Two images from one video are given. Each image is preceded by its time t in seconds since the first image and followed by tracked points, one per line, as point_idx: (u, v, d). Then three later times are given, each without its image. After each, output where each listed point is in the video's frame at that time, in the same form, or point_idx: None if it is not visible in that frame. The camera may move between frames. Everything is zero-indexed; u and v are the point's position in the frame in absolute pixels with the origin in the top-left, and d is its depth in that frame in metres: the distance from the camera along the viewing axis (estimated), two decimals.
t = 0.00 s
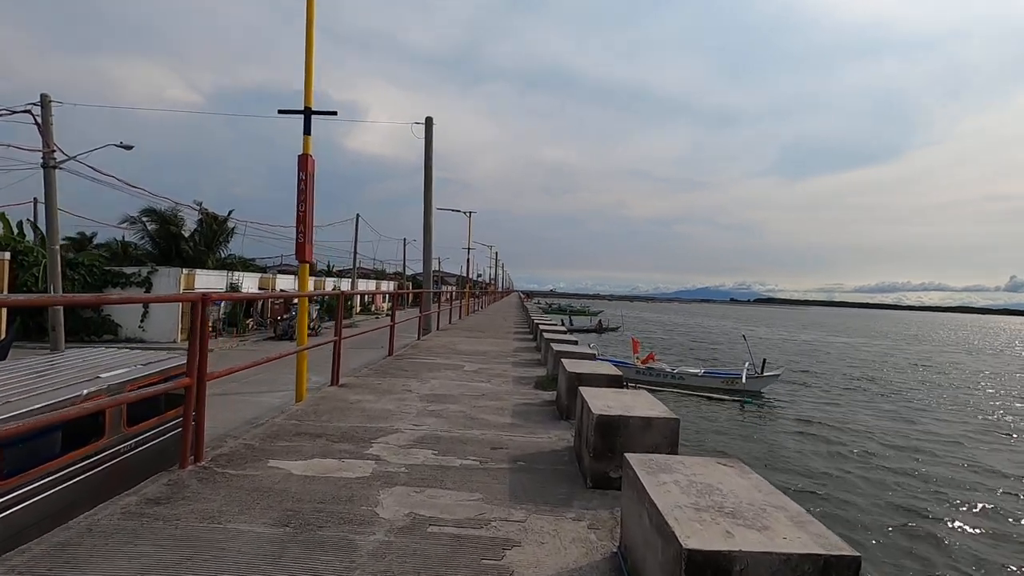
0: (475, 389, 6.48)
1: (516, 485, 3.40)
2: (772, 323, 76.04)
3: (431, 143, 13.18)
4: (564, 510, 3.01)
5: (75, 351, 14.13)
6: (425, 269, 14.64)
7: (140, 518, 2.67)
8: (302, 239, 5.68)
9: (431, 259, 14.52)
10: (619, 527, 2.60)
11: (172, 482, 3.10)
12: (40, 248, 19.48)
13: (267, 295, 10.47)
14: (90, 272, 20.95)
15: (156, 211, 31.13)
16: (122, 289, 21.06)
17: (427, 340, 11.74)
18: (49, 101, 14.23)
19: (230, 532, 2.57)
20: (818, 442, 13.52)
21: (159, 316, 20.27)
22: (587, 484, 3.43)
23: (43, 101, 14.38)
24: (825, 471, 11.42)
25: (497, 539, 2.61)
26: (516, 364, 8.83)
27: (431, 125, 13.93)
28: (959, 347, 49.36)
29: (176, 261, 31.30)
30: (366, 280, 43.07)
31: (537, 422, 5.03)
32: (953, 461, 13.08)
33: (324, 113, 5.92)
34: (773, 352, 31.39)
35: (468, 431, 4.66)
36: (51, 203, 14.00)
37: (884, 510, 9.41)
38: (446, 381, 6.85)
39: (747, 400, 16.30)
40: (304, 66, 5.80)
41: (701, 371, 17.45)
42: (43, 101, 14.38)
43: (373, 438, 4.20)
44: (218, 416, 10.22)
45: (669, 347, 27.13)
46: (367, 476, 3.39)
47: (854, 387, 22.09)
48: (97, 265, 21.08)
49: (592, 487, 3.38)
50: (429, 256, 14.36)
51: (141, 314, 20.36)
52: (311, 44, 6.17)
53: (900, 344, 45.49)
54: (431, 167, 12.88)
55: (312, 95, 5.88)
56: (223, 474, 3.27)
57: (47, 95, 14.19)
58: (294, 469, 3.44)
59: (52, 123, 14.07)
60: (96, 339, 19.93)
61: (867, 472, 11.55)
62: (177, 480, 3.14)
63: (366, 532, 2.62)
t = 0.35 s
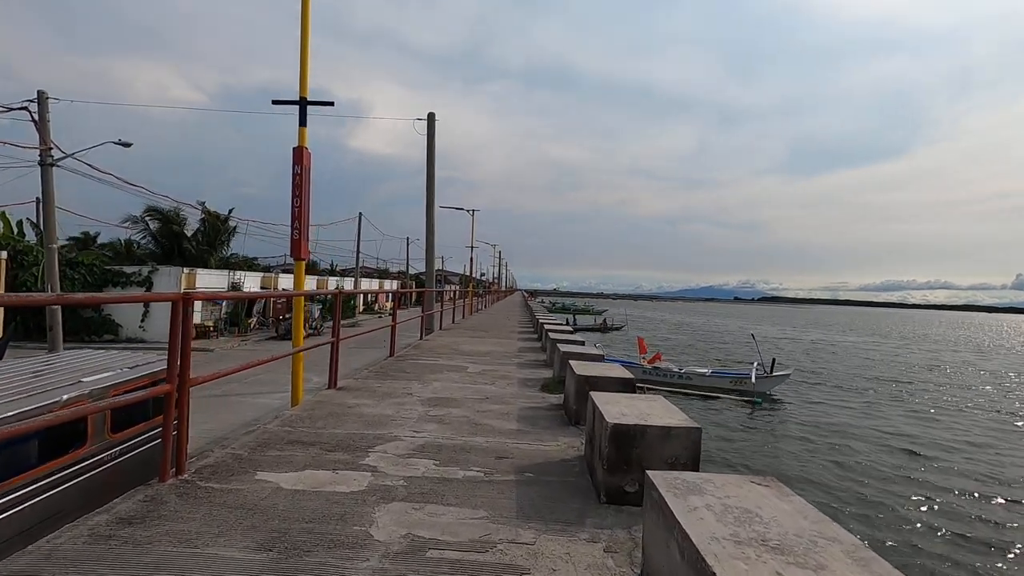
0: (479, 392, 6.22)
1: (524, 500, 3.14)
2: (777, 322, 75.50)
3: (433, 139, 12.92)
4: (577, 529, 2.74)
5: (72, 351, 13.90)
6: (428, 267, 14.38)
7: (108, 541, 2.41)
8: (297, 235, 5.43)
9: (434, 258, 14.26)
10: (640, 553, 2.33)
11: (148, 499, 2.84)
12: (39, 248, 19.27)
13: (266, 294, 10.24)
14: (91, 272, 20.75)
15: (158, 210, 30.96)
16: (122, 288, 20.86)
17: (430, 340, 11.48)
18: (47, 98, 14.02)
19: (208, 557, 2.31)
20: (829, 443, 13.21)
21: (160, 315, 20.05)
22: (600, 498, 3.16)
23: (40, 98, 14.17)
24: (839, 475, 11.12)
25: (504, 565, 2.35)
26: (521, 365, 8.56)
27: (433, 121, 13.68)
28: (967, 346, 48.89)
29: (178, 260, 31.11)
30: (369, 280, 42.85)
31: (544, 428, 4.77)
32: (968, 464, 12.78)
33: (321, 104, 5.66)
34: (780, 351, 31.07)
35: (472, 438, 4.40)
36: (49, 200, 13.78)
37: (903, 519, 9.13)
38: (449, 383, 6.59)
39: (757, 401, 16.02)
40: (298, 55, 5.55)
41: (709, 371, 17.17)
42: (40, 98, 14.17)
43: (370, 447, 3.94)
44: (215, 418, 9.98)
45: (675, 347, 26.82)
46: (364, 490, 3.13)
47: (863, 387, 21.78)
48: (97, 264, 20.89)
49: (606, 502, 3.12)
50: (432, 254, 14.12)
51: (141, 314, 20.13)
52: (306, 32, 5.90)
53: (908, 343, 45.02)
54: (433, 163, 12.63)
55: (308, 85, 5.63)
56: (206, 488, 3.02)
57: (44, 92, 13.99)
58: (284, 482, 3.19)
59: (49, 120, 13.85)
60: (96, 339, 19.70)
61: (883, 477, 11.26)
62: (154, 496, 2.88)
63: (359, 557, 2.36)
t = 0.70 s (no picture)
0: (482, 398, 5.96)
1: (533, 521, 2.88)
2: (781, 321, 75.06)
3: (434, 137, 12.68)
4: (592, 557, 2.48)
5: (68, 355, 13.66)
6: (429, 268, 14.13)
7: None
8: (291, 235, 5.17)
9: (435, 258, 14.01)
10: None
11: (121, 523, 2.59)
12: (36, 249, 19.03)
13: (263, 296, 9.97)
14: (89, 274, 20.52)
15: (158, 210, 30.76)
16: (120, 290, 20.62)
17: (431, 343, 11.21)
18: (41, 97, 13.79)
19: None
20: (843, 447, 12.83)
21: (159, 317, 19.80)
22: (616, 519, 2.90)
23: (35, 97, 13.93)
24: (855, 481, 10.74)
25: None
26: (524, 368, 8.30)
27: (434, 119, 13.43)
28: (973, 345, 48.47)
29: (178, 261, 30.90)
30: (371, 281, 42.62)
31: (552, 437, 4.50)
32: (985, 466, 12.44)
33: (316, 97, 5.41)
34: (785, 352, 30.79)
35: (475, 449, 4.14)
36: (44, 201, 13.55)
37: (924, 529, 8.75)
38: (451, 389, 6.32)
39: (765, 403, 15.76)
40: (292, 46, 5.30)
41: (715, 373, 16.89)
42: (35, 98, 13.93)
43: (366, 460, 3.68)
44: (212, 422, 9.72)
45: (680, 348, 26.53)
46: (358, 511, 2.88)
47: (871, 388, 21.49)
48: (96, 266, 20.66)
49: (622, 524, 2.86)
50: (433, 255, 13.88)
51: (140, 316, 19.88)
52: (300, 22, 5.65)
53: (914, 342, 44.64)
54: (434, 162, 12.38)
55: (301, 77, 5.38)
56: (185, 510, 2.76)
57: (39, 91, 13.75)
58: (271, 502, 2.94)
59: (44, 119, 13.62)
60: (95, 342, 19.46)
61: (901, 483, 10.88)
62: (128, 520, 2.63)
63: None
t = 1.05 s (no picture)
0: (480, 403, 5.70)
1: (534, 544, 2.61)
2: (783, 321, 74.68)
3: (432, 134, 12.41)
4: None
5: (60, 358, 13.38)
6: (428, 268, 13.85)
7: None
8: (279, 231, 4.91)
9: (434, 258, 13.74)
10: None
11: (75, 551, 2.33)
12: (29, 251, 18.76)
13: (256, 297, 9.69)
14: (84, 276, 20.25)
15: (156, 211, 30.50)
16: (115, 292, 20.34)
17: (430, 344, 10.94)
18: (32, 95, 13.52)
19: None
20: (853, 450, 12.46)
21: (154, 320, 19.52)
22: (625, 541, 2.63)
23: (25, 95, 13.66)
24: (867, 483, 10.36)
25: None
26: (525, 371, 8.02)
27: (432, 117, 13.18)
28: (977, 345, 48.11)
29: (176, 262, 30.63)
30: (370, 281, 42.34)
31: (554, 447, 4.23)
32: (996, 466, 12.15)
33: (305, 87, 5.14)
34: (788, 352, 30.51)
35: (472, 460, 3.88)
36: (34, 202, 13.28)
37: (943, 529, 8.38)
38: (447, 393, 6.05)
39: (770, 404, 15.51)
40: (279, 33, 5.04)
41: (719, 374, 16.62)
42: (25, 96, 13.67)
43: (354, 474, 3.42)
44: (204, 427, 9.45)
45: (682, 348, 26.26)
46: (342, 533, 2.61)
47: (876, 389, 21.17)
48: (90, 268, 20.39)
49: (633, 546, 2.59)
50: (432, 255, 13.60)
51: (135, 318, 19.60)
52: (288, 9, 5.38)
53: (919, 342, 44.28)
54: (432, 160, 12.14)
55: (289, 67, 5.11)
56: (150, 535, 2.50)
57: (29, 89, 13.49)
58: (246, 523, 2.67)
59: (35, 117, 13.36)
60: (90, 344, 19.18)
61: (914, 484, 10.52)
62: (83, 546, 2.37)
63: None
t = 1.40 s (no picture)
0: (478, 412, 5.43)
1: None
2: (783, 322, 74.40)
3: (429, 133, 12.17)
4: None
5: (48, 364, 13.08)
6: (425, 269, 13.59)
7: None
8: (262, 232, 4.63)
9: (431, 259, 13.46)
10: None
11: None
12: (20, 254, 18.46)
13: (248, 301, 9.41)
14: (76, 279, 19.95)
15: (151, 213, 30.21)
16: (109, 295, 20.04)
17: (426, 349, 10.65)
18: (19, 95, 13.24)
19: None
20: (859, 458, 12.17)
21: (148, 323, 19.21)
22: None
23: (13, 95, 13.39)
24: (874, 493, 10.07)
25: None
26: (524, 376, 7.75)
27: (428, 115, 12.92)
28: (978, 345, 47.89)
29: (171, 265, 30.33)
30: (368, 283, 42.02)
31: (556, 462, 3.96)
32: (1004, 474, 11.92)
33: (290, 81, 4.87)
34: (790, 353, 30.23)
35: (468, 477, 3.61)
36: (22, 203, 12.99)
37: (954, 544, 8.09)
38: (443, 401, 5.77)
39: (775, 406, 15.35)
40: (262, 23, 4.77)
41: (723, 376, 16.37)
42: (13, 95, 13.39)
43: (339, 496, 3.16)
44: (194, 435, 9.16)
45: (684, 350, 25.95)
46: (321, 568, 2.35)
47: (881, 391, 20.87)
48: (83, 270, 20.08)
49: None
50: (429, 256, 13.35)
51: (129, 321, 19.30)
52: None
53: (920, 343, 44.06)
54: (429, 159, 11.86)
55: (273, 59, 4.84)
56: None
57: (16, 89, 13.20)
58: (214, 557, 2.41)
59: (23, 117, 13.06)
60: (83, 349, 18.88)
61: (922, 494, 10.22)
62: None
63: None
